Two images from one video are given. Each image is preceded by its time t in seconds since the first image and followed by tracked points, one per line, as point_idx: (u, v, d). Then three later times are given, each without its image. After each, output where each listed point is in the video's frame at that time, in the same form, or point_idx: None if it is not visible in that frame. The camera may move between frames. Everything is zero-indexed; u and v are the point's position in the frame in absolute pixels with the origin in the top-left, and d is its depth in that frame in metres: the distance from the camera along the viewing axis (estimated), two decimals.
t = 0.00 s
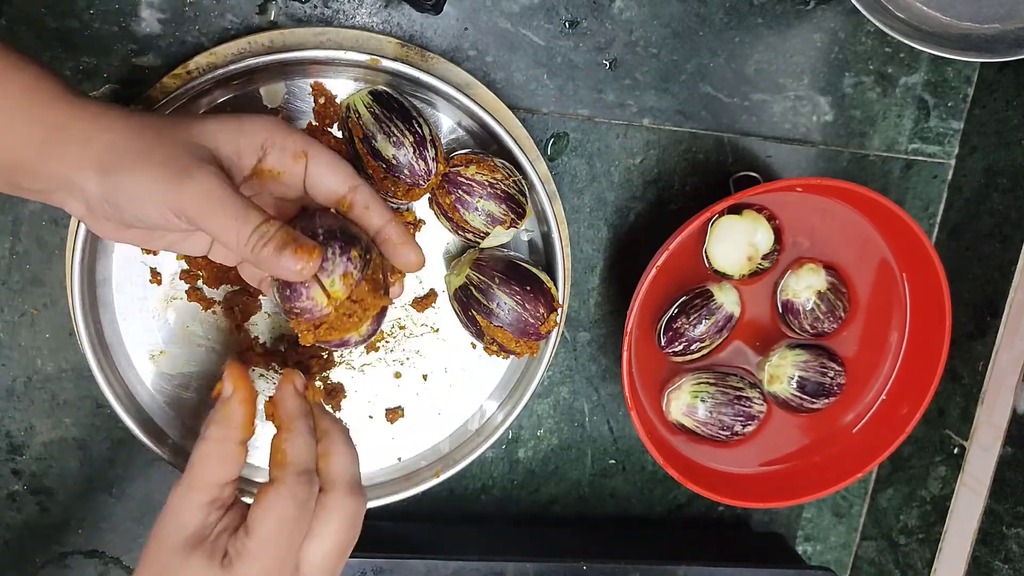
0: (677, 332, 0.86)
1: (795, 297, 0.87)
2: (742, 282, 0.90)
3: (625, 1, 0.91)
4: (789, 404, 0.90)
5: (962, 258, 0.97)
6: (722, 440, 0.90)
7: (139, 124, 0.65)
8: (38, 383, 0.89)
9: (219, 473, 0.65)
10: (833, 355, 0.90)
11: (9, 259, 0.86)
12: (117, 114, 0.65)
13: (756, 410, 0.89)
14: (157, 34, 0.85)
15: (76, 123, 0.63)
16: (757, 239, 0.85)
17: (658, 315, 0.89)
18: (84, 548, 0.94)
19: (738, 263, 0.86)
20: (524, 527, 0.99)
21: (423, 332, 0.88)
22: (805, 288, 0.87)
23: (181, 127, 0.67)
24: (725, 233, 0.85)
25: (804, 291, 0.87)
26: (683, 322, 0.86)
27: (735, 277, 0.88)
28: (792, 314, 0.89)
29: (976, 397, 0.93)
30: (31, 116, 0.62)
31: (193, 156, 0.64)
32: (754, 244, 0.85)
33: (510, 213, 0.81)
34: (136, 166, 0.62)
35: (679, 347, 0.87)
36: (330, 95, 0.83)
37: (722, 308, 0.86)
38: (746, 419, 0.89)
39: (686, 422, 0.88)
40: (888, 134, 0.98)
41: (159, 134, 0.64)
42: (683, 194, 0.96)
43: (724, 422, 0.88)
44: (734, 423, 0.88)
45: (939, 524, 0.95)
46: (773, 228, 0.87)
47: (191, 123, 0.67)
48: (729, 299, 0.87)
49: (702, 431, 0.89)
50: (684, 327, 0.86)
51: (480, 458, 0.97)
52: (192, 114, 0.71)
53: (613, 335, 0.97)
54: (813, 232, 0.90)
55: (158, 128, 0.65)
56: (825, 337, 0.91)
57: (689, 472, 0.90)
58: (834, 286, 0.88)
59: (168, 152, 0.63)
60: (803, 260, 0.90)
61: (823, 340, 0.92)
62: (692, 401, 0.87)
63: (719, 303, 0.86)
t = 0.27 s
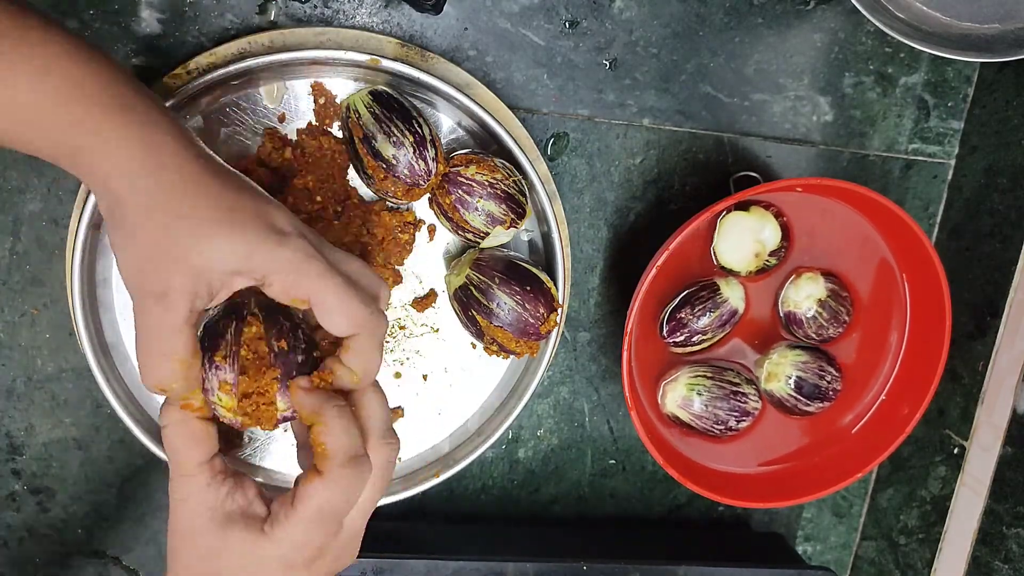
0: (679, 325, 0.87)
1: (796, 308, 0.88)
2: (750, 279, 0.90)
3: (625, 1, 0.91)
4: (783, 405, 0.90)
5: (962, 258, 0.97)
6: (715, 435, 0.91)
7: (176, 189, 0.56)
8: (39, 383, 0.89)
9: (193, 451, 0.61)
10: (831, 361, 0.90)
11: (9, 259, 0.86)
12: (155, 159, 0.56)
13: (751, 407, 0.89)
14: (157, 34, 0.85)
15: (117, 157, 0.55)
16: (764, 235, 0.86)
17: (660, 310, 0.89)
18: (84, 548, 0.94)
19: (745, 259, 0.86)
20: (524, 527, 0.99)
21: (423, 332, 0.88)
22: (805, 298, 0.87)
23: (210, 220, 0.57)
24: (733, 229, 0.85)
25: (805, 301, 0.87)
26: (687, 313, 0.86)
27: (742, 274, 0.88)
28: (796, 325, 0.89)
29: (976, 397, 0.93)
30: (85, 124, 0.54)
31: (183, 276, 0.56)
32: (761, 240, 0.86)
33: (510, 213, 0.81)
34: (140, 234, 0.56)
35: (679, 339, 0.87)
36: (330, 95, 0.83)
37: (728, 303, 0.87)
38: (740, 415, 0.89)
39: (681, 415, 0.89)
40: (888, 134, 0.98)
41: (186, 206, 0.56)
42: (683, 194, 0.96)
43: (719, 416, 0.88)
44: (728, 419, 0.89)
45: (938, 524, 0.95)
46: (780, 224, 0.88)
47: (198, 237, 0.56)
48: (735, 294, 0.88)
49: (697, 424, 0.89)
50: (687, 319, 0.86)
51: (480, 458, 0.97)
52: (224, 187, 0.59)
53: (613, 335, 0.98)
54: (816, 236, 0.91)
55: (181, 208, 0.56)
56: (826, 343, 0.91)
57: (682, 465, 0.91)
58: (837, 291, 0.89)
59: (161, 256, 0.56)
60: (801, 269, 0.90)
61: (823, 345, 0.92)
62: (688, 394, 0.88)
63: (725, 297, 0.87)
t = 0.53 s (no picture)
0: (683, 316, 0.86)
1: (797, 315, 0.88)
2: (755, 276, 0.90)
3: (625, 1, 0.91)
4: (777, 405, 0.90)
5: (962, 258, 0.97)
6: (710, 429, 0.90)
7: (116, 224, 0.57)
8: (39, 383, 0.89)
9: (184, 440, 0.63)
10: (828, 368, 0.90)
11: (9, 259, 0.86)
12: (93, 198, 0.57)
13: (746, 404, 0.89)
14: (157, 34, 0.85)
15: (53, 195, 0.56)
16: (771, 234, 0.86)
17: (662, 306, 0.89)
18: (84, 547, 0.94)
19: (752, 258, 0.86)
20: (524, 527, 0.99)
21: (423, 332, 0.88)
22: (806, 305, 0.87)
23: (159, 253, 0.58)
24: (738, 229, 0.86)
25: (806, 308, 0.88)
26: (692, 304, 0.86)
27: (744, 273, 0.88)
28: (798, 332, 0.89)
29: (976, 397, 0.93)
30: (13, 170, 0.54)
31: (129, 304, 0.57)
32: (768, 238, 0.86)
33: (510, 213, 0.81)
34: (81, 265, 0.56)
35: (681, 330, 0.87)
36: (330, 95, 0.83)
37: (734, 300, 0.87)
38: (737, 411, 0.88)
39: (677, 407, 0.88)
40: (888, 134, 0.98)
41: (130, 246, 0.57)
42: (683, 194, 0.96)
43: (715, 411, 0.88)
44: (723, 414, 0.88)
45: (939, 524, 0.95)
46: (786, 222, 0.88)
47: (143, 262, 0.57)
48: (742, 291, 0.87)
49: (692, 417, 0.88)
50: (692, 310, 0.86)
51: (480, 458, 0.97)
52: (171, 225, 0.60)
53: (614, 335, 0.97)
54: (818, 241, 0.91)
55: (129, 239, 0.57)
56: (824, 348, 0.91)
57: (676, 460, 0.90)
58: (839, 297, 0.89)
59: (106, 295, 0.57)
60: (801, 276, 0.90)
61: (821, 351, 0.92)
62: (685, 386, 0.87)
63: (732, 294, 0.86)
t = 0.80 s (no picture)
0: (688, 308, 0.86)
1: (799, 320, 0.88)
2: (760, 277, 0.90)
3: (625, 1, 0.91)
4: (772, 405, 0.90)
5: (962, 258, 0.97)
6: (705, 423, 0.89)
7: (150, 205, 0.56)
8: (39, 383, 0.89)
9: (151, 435, 0.63)
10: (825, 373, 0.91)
11: (9, 259, 0.86)
12: (121, 185, 0.55)
13: (743, 400, 0.89)
14: (157, 34, 0.85)
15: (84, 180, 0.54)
16: (777, 234, 0.86)
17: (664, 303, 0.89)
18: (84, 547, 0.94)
19: (758, 259, 0.86)
20: (524, 527, 0.99)
21: (423, 332, 0.88)
22: (807, 310, 0.87)
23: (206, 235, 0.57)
24: (743, 231, 0.86)
25: (807, 314, 0.87)
26: (698, 296, 0.85)
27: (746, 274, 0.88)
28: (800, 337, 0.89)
29: (976, 397, 0.93)
30: (37, 165, 0.53)
31: (184, 285, 0.56)
32: (775, 239, 0.86)
33: (510, 213, 0.81)
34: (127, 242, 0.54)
35: (683, 321, 0.86)
36: (330, 95, 0.83)
37: (740, 299, 0.87)
38: (733, 406, 0.88)
39: (674, 399, 0.88)
40: (888, 134, 0.98)
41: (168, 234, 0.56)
42: (683, 194, 0.96)
43: (711, 404, 0.87)
44: (719, 409, 0.88)
45: (938, 524, 0.95)
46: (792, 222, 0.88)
47: (200, 241, 0.56)
48: (749, 292, 0.87)
49: (688, 409, 0.88)
50: (696, 302, 0.85)
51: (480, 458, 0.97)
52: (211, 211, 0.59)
53: (614, 335, 0.97)
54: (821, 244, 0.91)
55: (174, 227, 0.56)
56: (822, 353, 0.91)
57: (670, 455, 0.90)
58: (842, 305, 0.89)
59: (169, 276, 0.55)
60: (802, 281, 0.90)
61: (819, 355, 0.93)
62: (683, 377, 0.87)
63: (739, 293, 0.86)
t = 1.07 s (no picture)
0: (693, 296, 0.86)
1: (800, 326, 0.88)
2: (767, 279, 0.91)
3: (625, 1, 0.91)
4: (768, 404, 0.89)
5: (962, 258, 0.97)
6: (701, 416, 0.89)
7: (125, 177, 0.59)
8: (38, 383, 0.89)
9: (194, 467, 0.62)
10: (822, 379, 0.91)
11: (9, 259, 0.86)
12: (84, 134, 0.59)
13: (741, 396, 0.88)
14: (157, 34, 0.85)
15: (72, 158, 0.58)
16: (781, 235, 0.86)
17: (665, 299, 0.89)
18: (83, 547, 0.94)
19: (763, 262, 0.86)
20: (523, 526, 0.99)
21: (423, 332, 0.88)
22: (808, 315, 0.88)
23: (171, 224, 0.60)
24: (747, 235, 0.85)
25: (808, 318, 0.88)
26: (705, 287, 0.85)
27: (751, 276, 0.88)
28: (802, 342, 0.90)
29: (976, 397, 0.93)
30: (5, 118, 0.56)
31: (149, 269, 0.59)
32: (779, 240, 0.86)
33: (510, 214, 0.81)
34: (102, 218, 0.58)
35: (685, 310, 0.86)
36: (331, 95, 0.83)
37: (746, 299, 0.87)
38: (731, 400, 0.88)
39: (672, 389, 0.87)
40: (888, 134, 0.98)
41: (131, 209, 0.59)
42: (683, 194, 0.96)
43: (709, 397, 0.87)
44: (717, 402, 0.88)
45: (938, 524, 0.95)
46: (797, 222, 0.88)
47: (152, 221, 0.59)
48: (756, 294, 0.88)
49: (686, 400, 0.88)
50: (703, 292, 0.85)
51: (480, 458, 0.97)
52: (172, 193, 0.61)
53: (614, 335, 0.97)
54: (824, 249, 0.91)
55: (134, 203, 0.59)
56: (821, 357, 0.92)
57: (666, 451, 0.90)
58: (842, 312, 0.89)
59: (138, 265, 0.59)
60: (803, 286, 0.90)
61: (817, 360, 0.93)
62: (683, 368, 0.87)
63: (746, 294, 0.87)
